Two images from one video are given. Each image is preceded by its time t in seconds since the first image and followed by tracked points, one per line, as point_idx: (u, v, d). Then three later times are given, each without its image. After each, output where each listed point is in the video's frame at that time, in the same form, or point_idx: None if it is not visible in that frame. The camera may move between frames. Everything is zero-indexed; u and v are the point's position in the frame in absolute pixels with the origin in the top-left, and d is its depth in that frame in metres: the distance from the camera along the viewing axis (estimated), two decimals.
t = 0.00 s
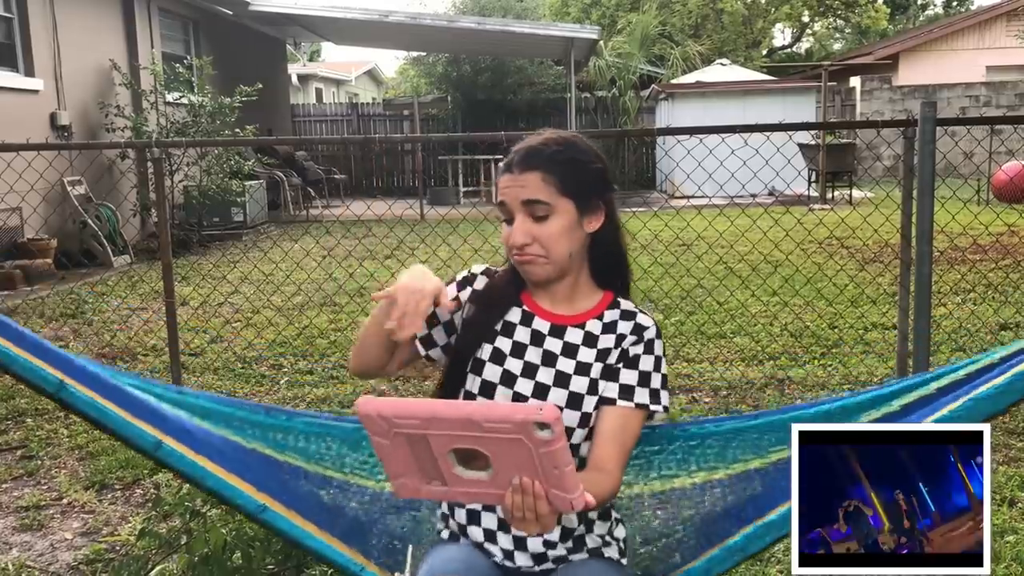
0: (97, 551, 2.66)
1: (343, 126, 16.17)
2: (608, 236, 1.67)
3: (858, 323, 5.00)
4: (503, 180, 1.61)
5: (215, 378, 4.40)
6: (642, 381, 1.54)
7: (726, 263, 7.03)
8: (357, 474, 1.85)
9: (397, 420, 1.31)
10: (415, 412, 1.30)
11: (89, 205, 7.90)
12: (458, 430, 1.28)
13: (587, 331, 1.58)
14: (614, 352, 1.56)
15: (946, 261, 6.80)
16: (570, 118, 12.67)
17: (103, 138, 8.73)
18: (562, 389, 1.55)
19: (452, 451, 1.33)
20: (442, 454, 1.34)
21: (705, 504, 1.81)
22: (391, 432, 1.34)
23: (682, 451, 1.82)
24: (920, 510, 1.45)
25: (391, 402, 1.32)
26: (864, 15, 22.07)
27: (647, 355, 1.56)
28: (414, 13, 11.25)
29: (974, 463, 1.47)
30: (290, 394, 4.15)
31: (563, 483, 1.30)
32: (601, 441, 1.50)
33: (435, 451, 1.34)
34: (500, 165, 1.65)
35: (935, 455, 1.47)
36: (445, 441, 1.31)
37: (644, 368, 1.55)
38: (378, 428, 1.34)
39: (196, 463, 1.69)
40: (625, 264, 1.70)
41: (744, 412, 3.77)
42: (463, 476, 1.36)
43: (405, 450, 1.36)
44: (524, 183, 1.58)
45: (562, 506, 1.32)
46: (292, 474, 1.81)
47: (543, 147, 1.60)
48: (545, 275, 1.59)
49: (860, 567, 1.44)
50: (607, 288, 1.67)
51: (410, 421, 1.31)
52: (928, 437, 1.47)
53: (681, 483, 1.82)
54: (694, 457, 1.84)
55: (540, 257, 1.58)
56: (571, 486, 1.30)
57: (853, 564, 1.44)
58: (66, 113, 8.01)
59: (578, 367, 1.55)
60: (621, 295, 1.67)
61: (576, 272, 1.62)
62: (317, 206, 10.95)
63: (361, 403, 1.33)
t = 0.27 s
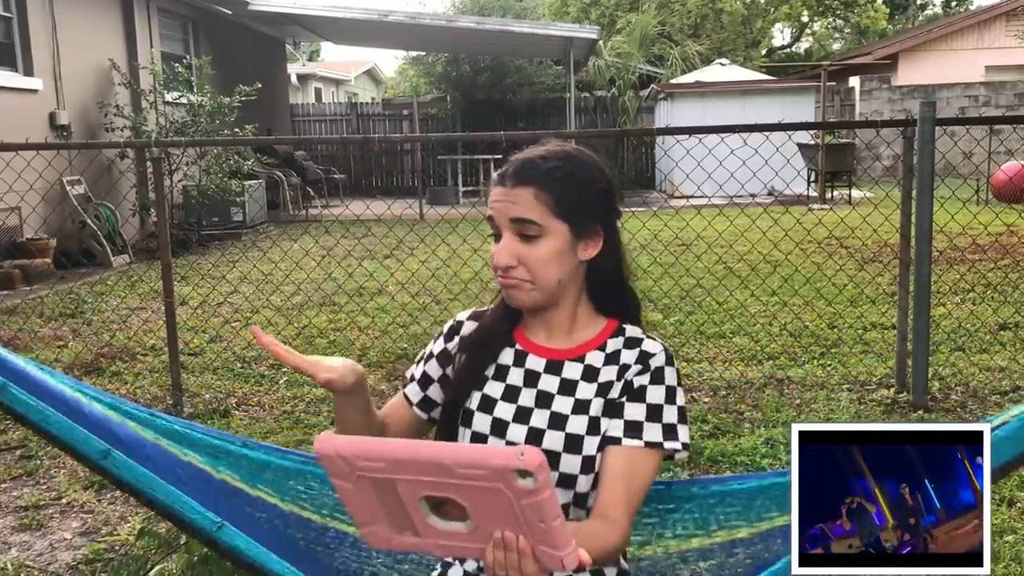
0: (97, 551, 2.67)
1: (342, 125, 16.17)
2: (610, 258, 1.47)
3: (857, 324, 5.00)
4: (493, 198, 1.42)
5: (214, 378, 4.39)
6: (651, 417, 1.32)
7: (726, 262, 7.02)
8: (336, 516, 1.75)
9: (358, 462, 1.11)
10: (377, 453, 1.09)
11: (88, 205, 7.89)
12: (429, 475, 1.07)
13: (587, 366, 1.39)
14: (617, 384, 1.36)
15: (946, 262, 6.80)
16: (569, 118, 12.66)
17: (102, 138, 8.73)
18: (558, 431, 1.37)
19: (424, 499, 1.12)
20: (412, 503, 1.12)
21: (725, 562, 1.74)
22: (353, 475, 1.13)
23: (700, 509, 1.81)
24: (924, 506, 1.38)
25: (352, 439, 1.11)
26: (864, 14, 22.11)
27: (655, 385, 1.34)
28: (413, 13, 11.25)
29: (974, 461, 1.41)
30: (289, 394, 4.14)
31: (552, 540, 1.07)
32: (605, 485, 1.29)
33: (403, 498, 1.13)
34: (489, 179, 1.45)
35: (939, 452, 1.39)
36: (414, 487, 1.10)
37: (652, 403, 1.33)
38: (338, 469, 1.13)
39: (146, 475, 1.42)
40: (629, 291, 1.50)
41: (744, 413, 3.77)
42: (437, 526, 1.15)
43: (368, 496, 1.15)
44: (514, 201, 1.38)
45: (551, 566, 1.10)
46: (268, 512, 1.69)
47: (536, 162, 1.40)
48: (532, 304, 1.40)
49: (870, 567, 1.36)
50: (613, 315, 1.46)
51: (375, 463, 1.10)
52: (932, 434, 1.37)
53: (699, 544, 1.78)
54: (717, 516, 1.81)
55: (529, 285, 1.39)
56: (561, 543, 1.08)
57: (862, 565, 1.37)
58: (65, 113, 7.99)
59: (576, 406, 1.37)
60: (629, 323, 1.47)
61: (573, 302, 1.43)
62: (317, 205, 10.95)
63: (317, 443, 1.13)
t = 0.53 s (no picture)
0: (95, 550, 2.67)
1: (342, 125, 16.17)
2: (623, 256, 1.47)
3: (857, 324, 5.00)
4: (504, 181, 1.42)
5: (214, 378, 4.39)
6: (659, 434, 1.34)
7: (725, 262, 7.02)
8: (308, 543, 1.90)
9: (340, 456, 1.10)
10: (363, 447, 1.08)
11: (87, 205, 7.89)
12: (418, 472, 1.06)
13: (594, 371, 1.39)
14: (627, 398, 1.37)
15: (945, 262, 6.80)
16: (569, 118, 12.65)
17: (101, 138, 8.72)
18: (562, 440, 1.37)
19: (407, 502, 1.11)
20: (395, 504, 1.11)
21: None
22: (333, 470, 1.12)
23: (701, 522, 1.86)
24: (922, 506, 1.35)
25: (334, 430, 1.11)
26: (863, 15, 22.13)
27: (666, 401, 1.36)
28: (413, 13, 11.25)
29: (975, 462, 1.37)
30: (289, 394, 4.14)
31: (548, 554, 1.07)
32: (602, 505, 1.31)
33: (386, 500, 1.11)
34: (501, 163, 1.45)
35: (937, 456, 1.36)
36: (398, 487, 1.09)
37: (661, 418, 1.35)
38: (315, 464, 1.12)
39: (101, 493, 1.39)
40: (643, 290, 1.50)
41: (742, 412, 3.77)
42: (421, 533, 1.14)
43: (349, 497, 1.14)
44: (524, 186, 1.39)
45: None
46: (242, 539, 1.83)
47: (549, 146, 1.41)
48: (539, 296, 1.39)
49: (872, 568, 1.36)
50: (622, 319, 1.47)
51: (355, 458, 1.09)
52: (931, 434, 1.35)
53: (698, 562, 1.82)
54: (719, 533, 1.87)
55: (535, 274, 1.38)
56: (559, 557, 1.07)
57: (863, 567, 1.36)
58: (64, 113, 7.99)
59: (582, 413, 1.37)
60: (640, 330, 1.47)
61: (581, 299, 1.43)
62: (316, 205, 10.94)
63: (297, 431, 1.12)
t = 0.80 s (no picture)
0: (95, 551, 2.67)
1: (341, 125, 16.17)
2: (606, 264, 1.48)
3: (856, 324, 5.00)
4: (493, 192, 1.43)
5: (214, 378, 4.39)
6: (648, 416, 1.32)
7: (725, 262, 7.03)
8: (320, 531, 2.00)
9: (342, 437, 1.11)
10: (364, 427, 1.09)
11: (87, 205, 7.89)
12: (420, 447, 1.07)
13: (581, 368, 1.39)
14: (613, 386, 1.37)
15: (945, 262, 6.80)
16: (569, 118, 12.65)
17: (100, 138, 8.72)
18: (555, 441, 1.37)
19: (410, 479, 1.12)
20: (398, 481, 1.12)
21: None
22: (336, 453, 1.13)
23: (706, 527, 1.90)
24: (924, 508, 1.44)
25: (335, 412, 1.11)
26: (863, 14, 22.14)
27: (652, 382, 1.34)
28: (412, 12, 11.24)
29: (974, 462, 1.45)
30: (288, 394, 4.14)
31: (550, 523, 1.07)
32: (604, 493, 1.28)
33: (390, 479, 1.12)
34: (490, 172, 1.46)
35: (943, 457, 1.44)
36: (400, 463, 1.10)
37: (649, 400, 1.33)
38: (319, 448, 1.13)
39: (118, 478, 1.53)
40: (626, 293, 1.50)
41: (742, 412, 3.77)
42: (425, 509, 1.15)
43: (353, 478, 1.14)
44: (519, 197, 1.39)
45: (546, 550, 1.09)
46: (254, 527, 1.95)
47: (541, 156, 1.42)
48: (534, 305, 1.39)
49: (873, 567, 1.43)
50: (605, 315, 1.47)
51: (356, 437, 1.10)
52: (931, 438, 1.43)
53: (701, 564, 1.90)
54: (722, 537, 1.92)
55: (530, 283, 1.38)
56: (560, 526, 1.07)
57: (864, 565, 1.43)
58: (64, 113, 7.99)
59: (571, 411, 1.37)
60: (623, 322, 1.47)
61: (568, 304, 1.44)
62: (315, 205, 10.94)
63: (298, 415, 1.12)
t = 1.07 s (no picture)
0: (95, 550, 2.67)
1: (342, 125, 16.17)
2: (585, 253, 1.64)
3: (857, 324, 4.99)
4: (498, 165, 1.57)
5: (215, 377, 4.39)
6: (623, 376, 1.47)
7: (725, 262, 7.03)
8: (339, 500, 1.90)
9: (373, 362, 1.13)
10: (395, 352, 1.12)
11: (87, 204, 7.89)
12: (448, 369, 1.11)
13: (564, 340, 1.53)
14: (592, 355, 1.51)
15: (945, 261, 6.80)
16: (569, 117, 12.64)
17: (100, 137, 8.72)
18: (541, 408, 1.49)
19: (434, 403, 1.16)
20: (423, 406, 1.16)
21: (714, 530, 1.88)
22: (363, 379, 1.15)
23: (685, 475, 1.87)
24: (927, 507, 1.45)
25: (365, 339, 1.14)
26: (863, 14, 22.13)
27: (625, 349, 1.50)
28: (413, 12, 11.24)
29: (976, 463, 1.45)
30: (288, 394, 4.14)
31: (562, 438, 1.16)
32: (588, 440, 1.41)
33: (415, 403, 1.16)
34: (496, 149, 1.61)
35: (944, 456, 1.46)
36: (428, 388, 1.14)
37: (623, 364, 1.48)
38: (347, 375, 1.15)
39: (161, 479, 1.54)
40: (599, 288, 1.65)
41: (742, 412, 3.77)
42: (443, 433, 1.19)
43: (377, 404, 1.18)
44: (526, 168, 1.54)
45: (553, 465, 1.18)
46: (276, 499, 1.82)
47: (545, 141, 1.59)
48: (528, 266, 1.53)
49: (868, 566, 1.43)
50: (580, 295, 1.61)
51: (388, 364, 1.13)
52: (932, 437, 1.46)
53: (685, 510, 1.87)
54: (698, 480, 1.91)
55: (528, 247, 1.52)
56: (569, 440, 1.16)
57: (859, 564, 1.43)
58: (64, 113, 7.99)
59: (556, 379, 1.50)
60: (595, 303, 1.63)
61: (552, 280, 1.58)
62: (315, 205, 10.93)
63: (329, 346, 1.14)
